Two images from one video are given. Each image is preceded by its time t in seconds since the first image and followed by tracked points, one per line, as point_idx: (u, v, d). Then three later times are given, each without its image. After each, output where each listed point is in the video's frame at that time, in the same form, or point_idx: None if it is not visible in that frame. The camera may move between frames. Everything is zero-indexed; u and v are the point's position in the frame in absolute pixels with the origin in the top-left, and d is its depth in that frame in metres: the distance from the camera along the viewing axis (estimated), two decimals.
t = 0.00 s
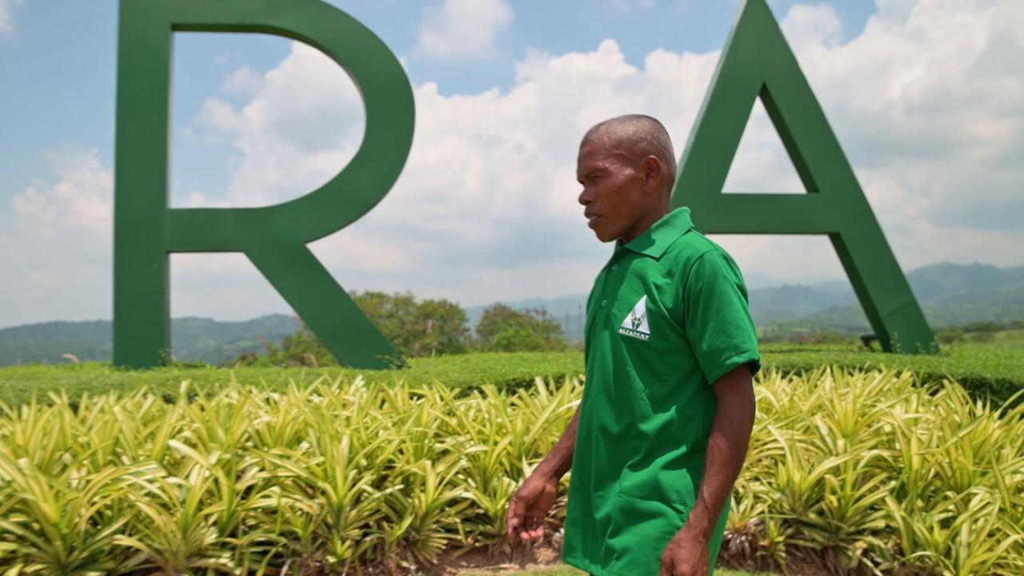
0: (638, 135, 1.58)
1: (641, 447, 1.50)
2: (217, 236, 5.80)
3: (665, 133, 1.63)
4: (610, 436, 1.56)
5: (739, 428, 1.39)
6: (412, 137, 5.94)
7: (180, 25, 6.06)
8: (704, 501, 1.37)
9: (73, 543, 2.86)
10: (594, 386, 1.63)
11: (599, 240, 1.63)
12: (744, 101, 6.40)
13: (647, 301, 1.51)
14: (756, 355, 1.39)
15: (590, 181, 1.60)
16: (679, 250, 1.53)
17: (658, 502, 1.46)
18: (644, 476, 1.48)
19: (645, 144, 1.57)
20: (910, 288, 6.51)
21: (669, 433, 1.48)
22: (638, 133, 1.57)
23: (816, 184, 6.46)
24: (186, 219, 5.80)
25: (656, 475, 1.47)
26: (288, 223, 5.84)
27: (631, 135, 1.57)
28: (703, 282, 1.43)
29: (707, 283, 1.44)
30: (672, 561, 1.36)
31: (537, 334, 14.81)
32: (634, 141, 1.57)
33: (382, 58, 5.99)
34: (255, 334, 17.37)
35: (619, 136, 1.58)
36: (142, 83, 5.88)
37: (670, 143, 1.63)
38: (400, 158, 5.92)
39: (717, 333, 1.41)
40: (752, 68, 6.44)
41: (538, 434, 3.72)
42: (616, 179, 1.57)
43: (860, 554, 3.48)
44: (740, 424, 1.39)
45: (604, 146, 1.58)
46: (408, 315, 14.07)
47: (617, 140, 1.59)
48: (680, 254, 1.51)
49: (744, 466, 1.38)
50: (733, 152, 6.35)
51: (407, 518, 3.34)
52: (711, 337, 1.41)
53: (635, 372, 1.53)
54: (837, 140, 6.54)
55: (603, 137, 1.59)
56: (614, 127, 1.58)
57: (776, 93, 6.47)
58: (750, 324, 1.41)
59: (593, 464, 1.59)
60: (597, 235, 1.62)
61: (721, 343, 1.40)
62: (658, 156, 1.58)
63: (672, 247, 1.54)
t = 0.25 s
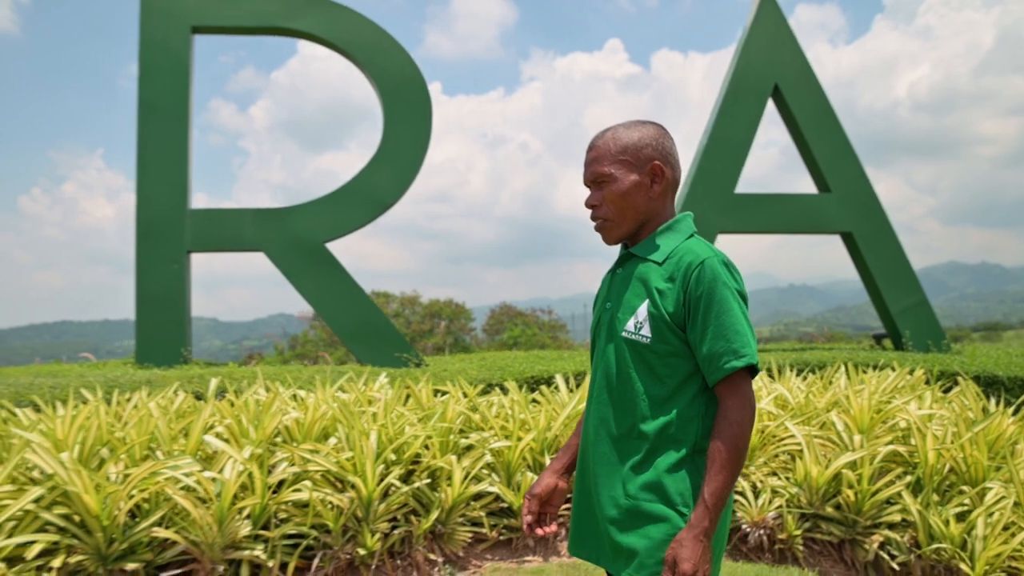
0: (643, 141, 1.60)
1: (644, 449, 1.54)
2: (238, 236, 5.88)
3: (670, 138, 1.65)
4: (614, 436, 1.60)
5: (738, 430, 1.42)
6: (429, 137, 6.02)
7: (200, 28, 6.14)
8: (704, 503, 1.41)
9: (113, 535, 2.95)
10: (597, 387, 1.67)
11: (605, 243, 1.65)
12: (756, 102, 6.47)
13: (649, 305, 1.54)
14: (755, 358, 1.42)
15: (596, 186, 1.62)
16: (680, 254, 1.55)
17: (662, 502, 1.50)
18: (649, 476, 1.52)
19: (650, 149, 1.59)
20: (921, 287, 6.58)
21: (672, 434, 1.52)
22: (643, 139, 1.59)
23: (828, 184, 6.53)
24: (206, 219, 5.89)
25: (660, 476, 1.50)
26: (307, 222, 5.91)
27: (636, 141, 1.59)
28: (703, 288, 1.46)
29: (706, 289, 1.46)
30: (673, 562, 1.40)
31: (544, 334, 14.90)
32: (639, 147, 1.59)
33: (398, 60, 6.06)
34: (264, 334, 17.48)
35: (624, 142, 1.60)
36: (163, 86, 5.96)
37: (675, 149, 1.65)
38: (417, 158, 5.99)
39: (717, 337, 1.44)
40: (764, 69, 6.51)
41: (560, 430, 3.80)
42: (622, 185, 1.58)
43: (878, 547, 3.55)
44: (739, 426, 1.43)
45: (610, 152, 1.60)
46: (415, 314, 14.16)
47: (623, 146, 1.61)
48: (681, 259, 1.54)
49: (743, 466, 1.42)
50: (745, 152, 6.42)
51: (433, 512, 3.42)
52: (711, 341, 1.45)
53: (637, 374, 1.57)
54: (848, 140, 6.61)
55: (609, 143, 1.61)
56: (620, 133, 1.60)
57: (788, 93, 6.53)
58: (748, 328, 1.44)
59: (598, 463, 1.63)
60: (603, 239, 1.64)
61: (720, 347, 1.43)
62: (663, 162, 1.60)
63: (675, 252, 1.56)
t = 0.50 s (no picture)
0: (646, 149, 1.59)
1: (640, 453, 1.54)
2: (258, 236, 5.96)
3: (675, 145, 1.64)
4: (612, 440, 1.61)
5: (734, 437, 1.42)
6: (446, 138, 6.10)
7: (220, 30, 6.22)
8: (712, 514, 1.41)
9: (150, 527, 3.03)
10: (596, 389, 1.67)
11: (609, 248, 1.66)
12: (768, 103, 6.54)
13: (649, 311, 1.55)
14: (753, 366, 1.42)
15: (600, 192, 1.62)
16: (680, 262, 1.55)
17: (656, 505, 1.51)
18: (643, 479, 1.53)
19: (654, 158, 1.58)
20: (932, 285, 6.65)
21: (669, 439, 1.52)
22: (647, 147, 1.59)
23: (840, 184, 6.60)
24: (226, 219, 5.97)
25: (654, 479, 1.51)
26: (326, 222, 6.00)
27: (640, 149, 1.59)
28: (702, 297, 1.46)
29: (706, 298, 1.46)
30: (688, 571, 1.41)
31: (550, 334, 15.02)
32: (642, 155, 1.59)
33: (416, 62, 6.15)
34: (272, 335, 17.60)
35: (628, 150, 1.60)
36: (184, 88, 6.05)
37: (680, 155, 1.64)
38: (435, 159, 6.08)
39: (716, 345, 1.44)
40: (776, 70, 6.58)
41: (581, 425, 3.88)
42: (625, 192, 1.58)
43: (892, 540, 3.61)
44: (736, 433, 1.42)
45: (613, 159, 1.60)
46: (421, 313, 14.28)
47: (626, 153, 1.60)
48: (682, 267, 1.54)
49: (741, 475, 1.42)
50: (757, 152, 6.50)
51: (459, 505, 3.50)
52: (709, 351, 1.45)
53: (635, 380, 1.57)
54: (859, 140, 6.68)
55: (613, 150, 1.60)
56: (624, 140, 1.59)
57: (800, 94, 6.61)
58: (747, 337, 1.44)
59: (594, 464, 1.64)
60: (607, 244, 1.65)
61: (718, 355, 1.43)
62: (666, 169, 1.60)
63: (675, 260, 1.56)
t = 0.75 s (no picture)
0: (647, 151, 1.58)
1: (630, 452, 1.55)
2: (277, 235, 6.05)
3: (676, 148, 1.63)
4: (606, 438, 1.61)
5: (723, 443, 1.42)
6: (462, 139, 6.19)
7: (238, 33, 6.31)
8: (716, 522, 1.42)
9: (184, 520, 3.11)
10: (594, 388, 1.68)
11: (610, 250, 1.65)
12: (779, 105, 6.62)
13: (643, 314, 1.54)
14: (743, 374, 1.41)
15: (601, 194, 1.61)
16: (677, 266, 1.54)
17: (641, 503, 1.51)
18: (630, 478, 1.53)
19: (654, 160, 1.57)
20: (941, 285, 6.72)
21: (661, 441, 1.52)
22: (648, 150, 1.58)
23: (851, 184, 6.68)
24: (246, 219, 6.06)
25: (640, 478, 1.51)
26: (343, 222, 6.08)
27: (641, 151, 1.57)
28: (695, 303, 1.45)
29: (700, 304, 1.45)
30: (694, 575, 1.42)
31: (555, 333, 15.13)
32: (643, 158, 1.58)
33: (432, 64, 6.26)
34: (280, 335, 17.71)
35: (629, 152, 1.59)
36: (203, 90, 6.13)
37: (680, 159, 1.63)
38: (450, 160, 6.16)
39: (706, 352, 1.42)
40: (787, 73, 6.66)
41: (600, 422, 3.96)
42: (625, 194, 1.57)
43: (906, 534, 3.71)
44: (726, 441, 1.42)
45: (614, 161, 1.59)
46: (427, 313, 14.39)
47: (627, 155, 1.59)
48: (678, 270, 1.53)
49: (730, 481, 1.42)
50: (769, 153, 6.57)
51: (482, 499, 3.58)
52: (699, 356, 1.43)
53: (629, 381, 1.57)
54: (869, 141, 6.75)
55: (614, 152, 1.59)
56: (625, 142, 1.58)
57: (811, 96, 6.68)
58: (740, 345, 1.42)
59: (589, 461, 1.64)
60: (607, 245, 1.64)
61: (707, 362, 1.42)
62: (667, 172, 1.59)
63: (672, 263, 1.55)
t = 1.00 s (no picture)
0: (645, 145, 1.65)
1: (630, 442, 1.60)
2: (295, 235, 6.13)
3: (672, 142, 1.69)
4: (603, 425, 1.65)
5: (711, 432, 1.46)
6: (476, 140, 6.28)
7: (255, 35, 6.39)
8: (703, 511, 1.48)
9: (217, 514, 3.20)
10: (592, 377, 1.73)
11: (608, 241, 1.71)
12: (789, 106, 6.71)
13: (640, 305, 1.59)
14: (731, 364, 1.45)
15: (600, 186, 1.68)
16: (674, 258, 1.59)
17: (642, 493, 1.56)
18: (632, 467, 1.58)
19: (651, 153, 1.64)
20: (949, 284, 6.80)
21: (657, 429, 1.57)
22: (646, 144, 1.64)
23: (859, 184, 6.76)
24: (263, 220, 6.14)
25: (642, 468, 1.56)
26: (360, 223, 6.17)
27: (638, 145, 1.64)
28: (689, 295, 1.49)
29: (693, 296, 1.49)
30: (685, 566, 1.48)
31: (559, 333, 15.25)
32: (641, 151, 1.64)
33: (447, 65, 6.34)
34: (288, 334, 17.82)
35: (627, 146, 1.65)
36: (221, 91, 6.22)
37: (677, 152, 1.69)
38: (465, 160, 6.26)
39: (696, 342, 1.47)
40: (797, 74, 6.74)
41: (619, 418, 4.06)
42: (623, 186, 1.64)
43: (919, 528, 3.78)
44: (714, 429, 1.46)
45: (613, 155, 1.66)
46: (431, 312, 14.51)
47: (626, 149, 1.66)
48: (674, 263, 1.57)
49: (719, 469, 1.46)
50: (778, 154, 6.66)
51: (505, 493, 3.67)
52: (689, 347, 1.48)
53: (626, 370, 1.62)
54: (878, 142, 6.83)
55: (613, 145, 1.66)
56: (623, 137, 1.65)
57: (820, 97, 6.76)
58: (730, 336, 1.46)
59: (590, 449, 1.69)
60: (606, 237, 1.70)
61: (697, 352, 1.46)
62: (664, 165, 1.65)
63: (668, 256, 1.60)
